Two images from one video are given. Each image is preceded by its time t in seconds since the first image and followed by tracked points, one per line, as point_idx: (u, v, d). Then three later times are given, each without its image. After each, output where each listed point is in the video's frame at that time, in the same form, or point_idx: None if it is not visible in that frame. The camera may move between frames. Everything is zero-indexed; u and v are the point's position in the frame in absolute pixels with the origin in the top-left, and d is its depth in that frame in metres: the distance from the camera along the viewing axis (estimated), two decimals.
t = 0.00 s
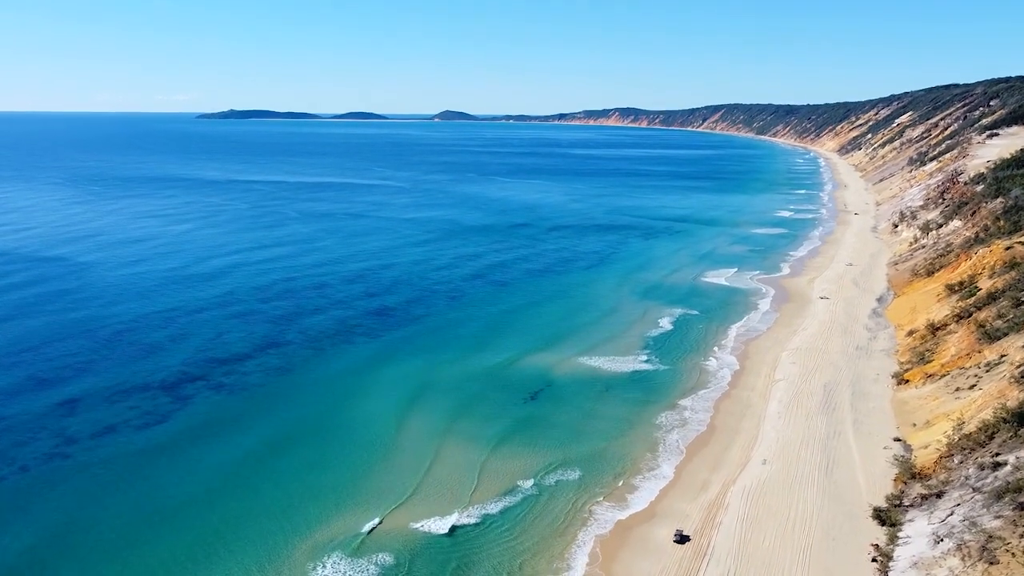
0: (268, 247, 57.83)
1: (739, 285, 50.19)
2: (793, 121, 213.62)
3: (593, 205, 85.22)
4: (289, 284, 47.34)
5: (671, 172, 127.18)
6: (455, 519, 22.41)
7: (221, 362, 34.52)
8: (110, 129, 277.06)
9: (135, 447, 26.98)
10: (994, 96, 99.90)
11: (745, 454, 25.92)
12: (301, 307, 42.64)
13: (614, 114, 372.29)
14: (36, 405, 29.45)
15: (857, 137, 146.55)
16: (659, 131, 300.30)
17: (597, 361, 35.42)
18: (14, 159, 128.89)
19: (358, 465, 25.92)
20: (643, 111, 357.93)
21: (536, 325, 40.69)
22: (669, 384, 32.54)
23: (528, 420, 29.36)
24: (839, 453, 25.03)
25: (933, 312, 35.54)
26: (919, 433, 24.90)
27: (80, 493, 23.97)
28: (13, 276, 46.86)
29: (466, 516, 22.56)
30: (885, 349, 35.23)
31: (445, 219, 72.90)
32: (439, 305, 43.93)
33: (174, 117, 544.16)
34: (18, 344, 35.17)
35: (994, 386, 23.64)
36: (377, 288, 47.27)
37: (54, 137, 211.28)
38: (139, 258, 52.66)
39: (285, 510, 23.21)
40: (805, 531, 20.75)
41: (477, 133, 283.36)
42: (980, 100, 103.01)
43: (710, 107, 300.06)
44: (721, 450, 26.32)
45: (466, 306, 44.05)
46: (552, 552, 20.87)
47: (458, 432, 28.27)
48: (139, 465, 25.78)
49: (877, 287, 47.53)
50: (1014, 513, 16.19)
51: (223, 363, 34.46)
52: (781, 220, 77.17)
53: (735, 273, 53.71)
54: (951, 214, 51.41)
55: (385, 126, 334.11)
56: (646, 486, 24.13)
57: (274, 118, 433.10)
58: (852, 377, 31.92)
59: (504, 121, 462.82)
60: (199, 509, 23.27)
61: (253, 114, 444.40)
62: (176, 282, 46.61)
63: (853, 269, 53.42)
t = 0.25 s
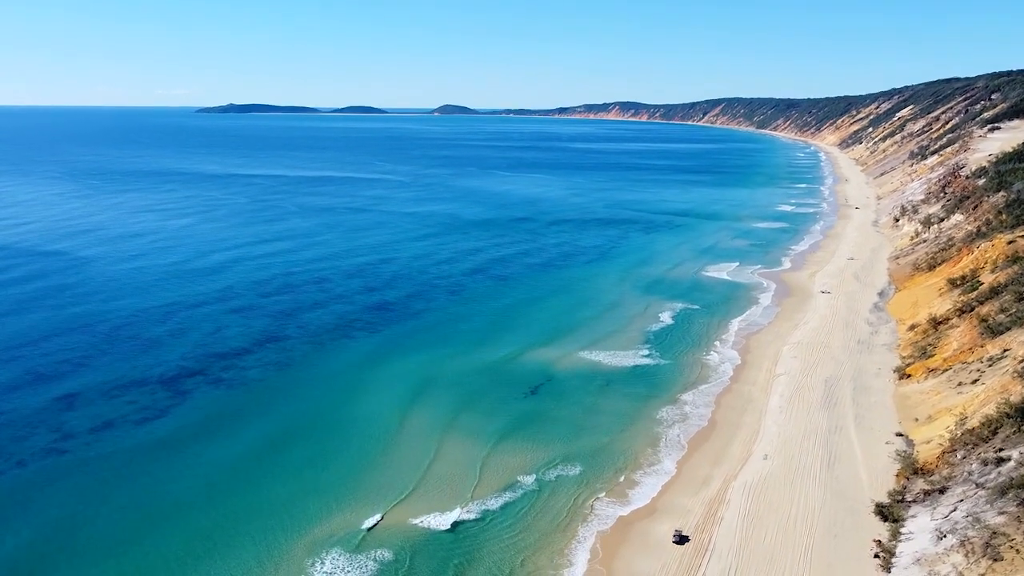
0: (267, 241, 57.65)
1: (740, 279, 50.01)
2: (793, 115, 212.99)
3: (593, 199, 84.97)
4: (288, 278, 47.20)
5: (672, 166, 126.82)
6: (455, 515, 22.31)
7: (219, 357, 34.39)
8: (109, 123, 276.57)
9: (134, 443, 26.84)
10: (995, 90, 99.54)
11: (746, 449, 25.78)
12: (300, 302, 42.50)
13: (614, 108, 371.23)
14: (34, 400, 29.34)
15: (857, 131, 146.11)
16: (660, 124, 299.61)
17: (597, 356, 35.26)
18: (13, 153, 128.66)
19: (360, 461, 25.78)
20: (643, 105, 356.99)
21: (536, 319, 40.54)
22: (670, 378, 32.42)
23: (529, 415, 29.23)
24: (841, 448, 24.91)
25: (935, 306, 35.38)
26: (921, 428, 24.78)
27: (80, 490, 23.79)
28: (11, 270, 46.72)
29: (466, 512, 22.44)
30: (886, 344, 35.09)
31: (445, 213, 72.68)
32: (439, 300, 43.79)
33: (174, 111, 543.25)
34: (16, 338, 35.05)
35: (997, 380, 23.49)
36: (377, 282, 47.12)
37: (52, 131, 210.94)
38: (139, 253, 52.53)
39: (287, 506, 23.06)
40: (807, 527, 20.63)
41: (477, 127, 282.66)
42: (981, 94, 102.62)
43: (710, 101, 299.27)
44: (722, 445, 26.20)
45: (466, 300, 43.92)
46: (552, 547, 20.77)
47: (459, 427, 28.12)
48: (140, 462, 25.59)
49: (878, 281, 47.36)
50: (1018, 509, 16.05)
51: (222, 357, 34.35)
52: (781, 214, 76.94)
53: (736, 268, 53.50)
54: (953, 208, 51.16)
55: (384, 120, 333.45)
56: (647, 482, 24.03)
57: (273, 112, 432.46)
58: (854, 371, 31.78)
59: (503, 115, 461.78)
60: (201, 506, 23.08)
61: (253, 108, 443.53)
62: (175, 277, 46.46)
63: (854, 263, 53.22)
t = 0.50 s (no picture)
0: (266, 232, 57.40)
1: (740, 270, 49.82)
2: (794, 105, 212.15)
3: (593, 190, 84.62)
4: (287, 269, 47.02)
5: (672, 157, 126.35)
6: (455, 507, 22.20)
7: (218, 348, 34.24)
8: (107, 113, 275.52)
9: (133, 435, 26.69)
10: (997, 80, 99.01)
11: (748, 441, 25.65)
12: (299, 293, 42.30)
13: (614, 99, 369.64)
14: (32, 392, 29.21)
15: (858, 121, 145.44)
16: (660, 115, 298.59)
17: (597, 347, 35.11)
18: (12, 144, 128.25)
19: (360, 453, 25.63)
20: (643, 96, 355.50)
21: (536, 311, 40.36)
22: (671, 370, 32.27)
23: (530, 407, 29.09)
24: (843, 440, 24.76)
25: (937, 297, 35.19)
26: (923, 420, 24.64)
27: (79, 483, 23.63)
28: (10, 261, 46.53)
29: (465, 504, 22.32)
30: (888, 335, 34.92)
31: (445, 204, 72.39)
32: (438, 291, 43.60)
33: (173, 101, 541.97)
34: (14, 330, 34.90)
35: (1001, 372, 23.33)
36: (376, 273, 46.91)
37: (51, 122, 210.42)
38: (137, 243, 52.33)
39: (288, 499, 22.92)
40: (809, 520, 20.51)
41: (476, 118, 281.72)
42: (982, 84, 102.08)
43: (710, 92, 298.15)
44: (723, 437, 26.06)
45: (466, 292, 43.73)
46: (553, 540, 20.67)
47: (460, 419, 27.97)
48: (139, 454, 25.42)
49: (879, 272, 47.15)
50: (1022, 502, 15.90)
51: (221, 349, 34.19)
52: (782, 204, 76.63)
53: (738, 258, 53.30)
54: (954, 198, 50.91)
55: (383, 111, 332.42)
56: (648, 474, 23.88)
57: (272, 102, 431.11)
58: (856, 363, 31.61)
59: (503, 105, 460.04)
60: (201, 499, 22.92)
61: (251, 99, 441.95)
62: (173, 268, 46.25)
63: (856, 254, 52.99)
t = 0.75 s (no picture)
0: (265, 223, 57.17)
1: (741, 261, 49.63)
2: (794, 96, 211.22)
3: (593, 181, 84.27)
4: (286, 261, 46.86)
5: (672, 147, 125.81)
6: (454, 500, 22.11)
7: (216, 340, 34.11)
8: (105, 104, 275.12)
9: (132, 428, 26.56)
10: (999, 70, 98.41)
11: (749, 433, 25.54)
12: (298, 284, 42.18)
13: (614, 89, 368.07)
14: (30, 384, 29.10)
15: (859, 112, 144.78)
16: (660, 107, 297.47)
17: (598, 339, 34.96)
18: (11, 135, 127.98)
19: (361, 445, 25.48)
20: (643, 87, 353.90)
21: (535, 303, 40.17)
22: (671, 361, 32.15)
23: (532, 399, 28.96)
24: (844, 432, 24.65)
25: (939, 289, 35.01)
26: (925, 412, 24.51)
27: (79, 476, 23.49)
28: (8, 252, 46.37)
29: (465, 497, 22.23)
30: (890, 326, 34.75)
31: (444, 195, 72.10)
32: (438, 283, 43.45)
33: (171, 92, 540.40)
34: (11, 321, 34.76)
35: (1004, 363, 23.17)
36: (375, 265, 46.73)
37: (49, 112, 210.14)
38: (136, 234, 52.16)
39: (288, 492, 22.78)
40: (809, 513, 20.40)
41: (476, 109, 280.89)
42: (984, 75, 101.50)
43: (710, 82, 296.94)
44: (725, 429, 25.93)
45: (465, 283, 43.55)
46: (553, 533, 20.56)
47: (461, 411, 27.86)
48: (141, 447, 25.30)
49: (880, 263, 46.96)
50: None
51: (219, 340, 34.05)
52: (783, 195, 76.33)
53: (739, 250, 53.10)
54: (956, 189, 50.64)
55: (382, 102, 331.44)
56: (648, 467, 23.75)
57: (270, 93, 429.59)
58: (857, 354, 31.45)
59: (502, 96, 458.45)
60: (202, 492, 22.79)
61: (250, 89, 440.11)
62: (171, 259, 46.08)
63: (857, 245, 52.78)
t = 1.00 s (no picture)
0: (264, 213, 56.95)
1: (742, 251, 49.39)
2: (796, 86, 210.10)
3: (593, 171, 83.94)
4: (285, 251, 46.64)
5: (673, 137, 125.22)
6: (454, 491, 21.99)
7: (215, 331, 33.94)
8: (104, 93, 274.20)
9: (131, 419, 26.40)
10: (1002, 59, 97.71)
11: (751, 424, 25.39)
12: (297, 274, 42.01)
13: (614, 79, 366.25)
14: (27, 374, 29.00)
15: (861, 101, 143.99)
16: (661, 96, 296.01)
17: (599, 329, 34.77)
18: (10, 124, 127.82)
19: (363, 437, 25.33)
20: (644, 76, 352.20)
21: (535, 293, 39.97)
22: (672, 352, 31.98)
23: (534, 390, 28.79)
24: (846, 423, 24.51)
25: (941, 279, 34.80)
26: (928, 403, 24.36)
27: (78, 468, 23.33)
28: (6, 242, 46.23)
29: (464, 488, 22.10)
30: (892, 316, 34.57)
31: (443, 185, 71.79)
32: (437, 273, 43.25)
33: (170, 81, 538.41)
34: (9, 311, 34.66)
35: (1007, 354, 22.98)
36: (375, 255, 46.53)
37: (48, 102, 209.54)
38: (135, 224, 51.97)
39: (290, 484, 22.63)
40: (811, 504, 20.27)
41: (476, 98, 279.74)
42: (987, 63, 100.77)
43: (711, 71, 295.38)
44: (726, 420, 25.79)
45: (465, 273, 43.35)
46: (553, 524, 20.45)
47: (463, 402, 27.70)
48: (142, 439, 25.17)
49: (882, 253, 46.73)
50: None
51: (217, 331, 33.91)
52: (784, 185, 75.98)
53: (740, 239, 52.82)
54: (958, 179, 50.30)
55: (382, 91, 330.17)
56: (650, 458, 23.62)
57: (269, 82, 428.07)
58: (859, 345, 31.29)
59: (502, 85, 456.32)
60: (203, 485, 22.64)
61: (249, 78, 438.38)
62: (170, 249, 45.91)
63: (859, 235, 52.54)
